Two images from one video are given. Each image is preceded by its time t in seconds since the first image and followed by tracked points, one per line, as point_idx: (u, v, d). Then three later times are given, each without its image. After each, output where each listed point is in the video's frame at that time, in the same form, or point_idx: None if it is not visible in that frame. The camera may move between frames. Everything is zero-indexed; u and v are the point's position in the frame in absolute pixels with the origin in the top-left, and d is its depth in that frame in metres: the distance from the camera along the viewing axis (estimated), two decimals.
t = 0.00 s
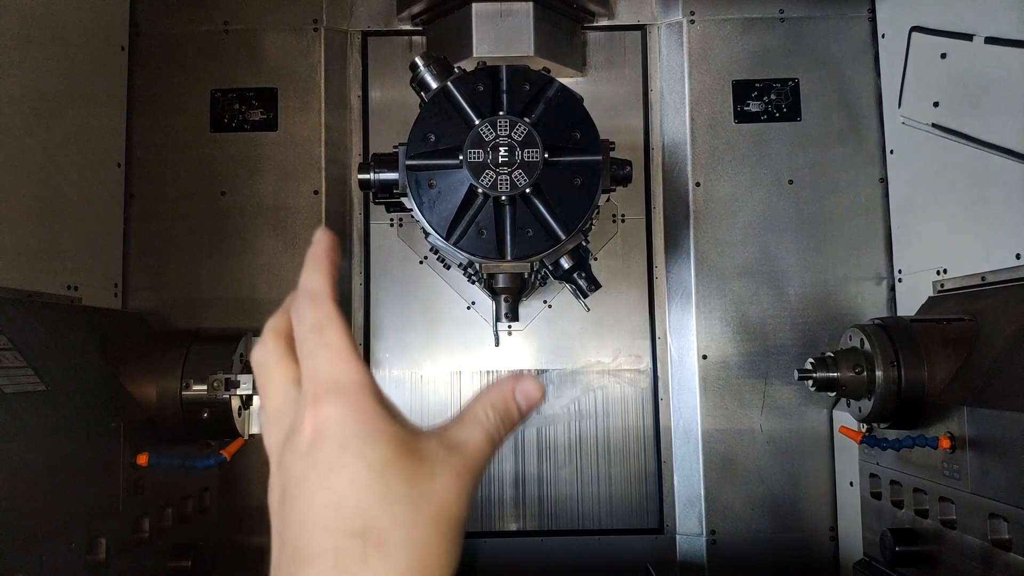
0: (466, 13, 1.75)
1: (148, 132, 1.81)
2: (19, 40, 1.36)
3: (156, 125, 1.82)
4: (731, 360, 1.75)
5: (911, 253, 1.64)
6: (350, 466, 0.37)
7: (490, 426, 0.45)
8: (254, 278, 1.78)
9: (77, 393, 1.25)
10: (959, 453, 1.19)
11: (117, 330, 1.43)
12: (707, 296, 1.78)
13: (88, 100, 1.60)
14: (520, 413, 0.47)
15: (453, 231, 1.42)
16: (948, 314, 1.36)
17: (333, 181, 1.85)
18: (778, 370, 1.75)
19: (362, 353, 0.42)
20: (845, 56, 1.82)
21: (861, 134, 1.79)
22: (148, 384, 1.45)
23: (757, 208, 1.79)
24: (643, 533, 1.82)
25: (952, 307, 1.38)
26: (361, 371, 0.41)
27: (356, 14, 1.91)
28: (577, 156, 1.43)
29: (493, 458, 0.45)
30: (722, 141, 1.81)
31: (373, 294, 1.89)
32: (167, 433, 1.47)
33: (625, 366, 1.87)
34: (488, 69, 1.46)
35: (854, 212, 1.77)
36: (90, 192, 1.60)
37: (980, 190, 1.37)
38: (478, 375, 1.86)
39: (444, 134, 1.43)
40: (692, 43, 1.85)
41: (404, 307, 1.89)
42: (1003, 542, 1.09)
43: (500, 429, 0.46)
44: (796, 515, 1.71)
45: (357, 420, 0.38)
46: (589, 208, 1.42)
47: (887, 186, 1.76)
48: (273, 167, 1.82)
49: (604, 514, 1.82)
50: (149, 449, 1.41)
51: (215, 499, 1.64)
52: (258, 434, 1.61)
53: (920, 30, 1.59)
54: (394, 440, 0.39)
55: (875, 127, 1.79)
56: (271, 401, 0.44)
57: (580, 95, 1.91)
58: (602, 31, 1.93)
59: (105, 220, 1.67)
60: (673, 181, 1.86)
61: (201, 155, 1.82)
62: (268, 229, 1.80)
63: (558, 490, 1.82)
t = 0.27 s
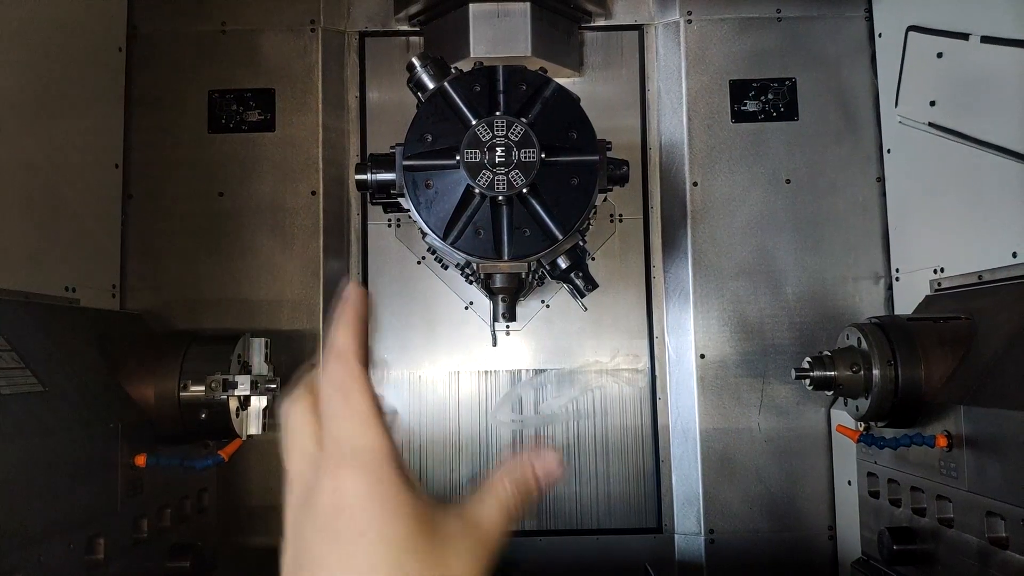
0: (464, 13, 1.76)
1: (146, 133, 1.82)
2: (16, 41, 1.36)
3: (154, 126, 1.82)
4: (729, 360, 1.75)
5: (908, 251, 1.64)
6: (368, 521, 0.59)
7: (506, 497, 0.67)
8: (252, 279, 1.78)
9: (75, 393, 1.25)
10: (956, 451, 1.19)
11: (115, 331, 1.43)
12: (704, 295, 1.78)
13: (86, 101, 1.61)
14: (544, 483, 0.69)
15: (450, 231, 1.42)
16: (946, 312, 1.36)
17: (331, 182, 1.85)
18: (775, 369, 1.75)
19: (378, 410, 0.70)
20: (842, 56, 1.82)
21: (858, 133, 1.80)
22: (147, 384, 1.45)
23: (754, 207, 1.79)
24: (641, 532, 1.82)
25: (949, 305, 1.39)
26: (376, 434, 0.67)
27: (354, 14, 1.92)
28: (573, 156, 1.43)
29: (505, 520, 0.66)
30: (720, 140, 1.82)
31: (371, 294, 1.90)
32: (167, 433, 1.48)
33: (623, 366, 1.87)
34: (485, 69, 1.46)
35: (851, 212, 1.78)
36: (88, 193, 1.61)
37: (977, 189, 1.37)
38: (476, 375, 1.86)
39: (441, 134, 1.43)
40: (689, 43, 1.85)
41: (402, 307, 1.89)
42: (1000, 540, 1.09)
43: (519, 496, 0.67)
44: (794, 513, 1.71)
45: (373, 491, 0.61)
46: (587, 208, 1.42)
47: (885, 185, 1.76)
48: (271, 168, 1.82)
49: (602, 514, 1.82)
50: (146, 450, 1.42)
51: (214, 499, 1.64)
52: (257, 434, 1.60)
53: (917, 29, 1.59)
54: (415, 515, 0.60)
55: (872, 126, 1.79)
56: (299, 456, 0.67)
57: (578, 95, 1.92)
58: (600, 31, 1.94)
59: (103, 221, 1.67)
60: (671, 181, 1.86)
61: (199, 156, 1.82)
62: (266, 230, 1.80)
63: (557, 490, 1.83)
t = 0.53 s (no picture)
0: (458, 13, 1.75)
1: (143, 138, 1.82)
2: (12, 47, 1.36)
3: (150, 131, 1.82)
4: (729, 357, 1.75)
5: (908, 245, 1.63)
6: None
7: None
8: (251, 283, 1.78)
9: (76, 399, 1.25)
10: (958, 446, 1.18)
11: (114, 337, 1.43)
12: (703, 292, 1.77)
13: (83, 107, 1.61)
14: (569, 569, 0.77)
15: (447, 232, 1.42)
16: (946, 306, 1.35)
17: (328, 185, 1.85)
18: (775, 365, 1.74)
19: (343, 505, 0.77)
20: (838, 50, 1.81)
21: (855, 128, 1.79)
22: (147, 390, 1.45)
23: (752, 203, 1.79)
24: (642, 530, 1.82)
25: (949, 299, 1.38)
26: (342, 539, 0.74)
27: (348, 16, 1.92)
28: (569, 155, 1.42)
29: None
30: (717, 136, 1.81)
31: (370, 296, 1.89)
32: (167, 438, 1.47)
33: (622, 364, 1.87)
34: (479, 69, 1.45)
35: (850, 206, 1.77)
36: (86, 199, 1.61)
37: (977, 181, 1.36)
38: (476, 376, 1.86)
39: (436, 135, 1.43)
40: (685, 39, 1.84)
41: (401, 308, 1.89)
42: (1003, 535, 1.09)
43: None
44: (796, 510, 1.70)
45: None
46: (583, 207, 1.42)
47: (883, 179, 1.76)
48: (268, 171, 1.82)
49: (603, 513, 1.82)
50: (147, 454, 1.41)
51: (216, 503, 1.64)
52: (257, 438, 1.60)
53: (914, 21, 1.58)
54: None
55: (869, 120, 1.78)
56: None
57: (574, 93, 1.91)
58: (595, 29, 1.93)
59: (101, 226, 1.67)
60: (669, 178, 1.85)
61: (196, 160, 1.82)
62: (264, 233, 1.80)
63: (557, 489, 1.82)
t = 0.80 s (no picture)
0: (460, 6, 1.73)
1: (139, 130, 1.79)
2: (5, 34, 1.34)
3: (146, 122, 1.80)
4: (729, 355, 1.74)
5: (909, 245, 1.63)
6: None
7: None
8: (247, 277, 1.77)
9: (68, 393, 1.23)
10: (958, 446, 1.18)
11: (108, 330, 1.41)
12: (704, 290, 1.76)
13: (77, 97, 1.58)
14: None
15: (447, 227, 1.41)
16: (948, 306, 1.35)
17: (326, 178, 1.83)
18: (776, 364, 1.73)
19: None
20: (842, 48, 1.80)
21: (858, 126, 1.78)
22: (141, 384, 1.44)
23: (755, 201, 1.78)
24: (641, 529, 1.81)
25: (952, 299, 1.37)
26: None
27: (348, 9, 1.91)
28: (571, 150, 1.41)
29: None
30: (719, 134, 1.80)
31: (368, 291, 1.88)
32: (161, 433, 1.46)
33: (622, 362, 1.86)
34: (481, 62, 1.44)
35: (852, 206, 1.76)
36: (80, 191, 1.58)
37: (980, 181, 1.36)
38: (475, 373, 1.85)
39: (437, 129, 1.41)
40: (688, 35, 1.83)
41: (399, 304, 1.88)
42: (1002, 535, 1.09)
43: None
44: (795, 509, 1.70)
45: None
46: (584, 203, 1.41)
47: (885, 179, 1.75)
48: (266, 164, 1.80)
49: (602, 511, 1.82)
50: (140, 449, 1.39)
51: (211, 499, 1.62)
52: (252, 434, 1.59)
53: (918, 19, 1.57)
54: None
55: (872, 119, 1.77)
56: None
57: (576, 89, 1.90)
58: (598, 24, 1.92)
59: (96, 218, 1.65)
60: (670, 175, 1.84)
61: (192, 153, 1.80)
62: (261, 227, 1.78)
63: (556, 487, 1.82)
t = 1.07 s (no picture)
0: (464, 5, 1.73)
1: (143, 126, 1.80)
2: (10, 28, 1.34)
3: (150, 118, 1.80)
4: (730, 356, 1.74)
5: (912, 248, 1.63)
6: None
7: None
8: (250, 273, 1.77)
9: (70, 387, 1.24)
10: (959, 449, 1.18)
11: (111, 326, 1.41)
12: (706, 291, 1.76)
13: (81, 92, 1.59)
14: None
15: (450, 225, 1.41)
16: (949, 309, 1.35)
17: (329, 176, 1.84)
18: (776, 365, 1.74)
19: None
20: (846, 50, 1.80)
21: (861, 129, 1.78)
22: (143, 379, 1.44)
23: (757, 203, 1.78)
24: (640, 529, 1.81)
25: (954, 302, 1.37)
26: None
27: (353, 6, 1.91)
28: (575, 150, 1.41)
29: None
30: (722, 135, 1.80)
31: (370, 289, 1.88)
32: (163, 429, 1.46)
33: (623, 362, 1.86)
34: (485, 61, 1.44)
35: (854, 208, 1.76)
36: (84, 185, 1.59)
37: (983, 184, 1.36)
38: (475, 371, 1.85)
39: (441, 127, 1.42)
40: (692, 36, 1.83)
41: (401, 302, 1.88)
42: (1003, 538, 1.09)
43: None
44: (794, 511, 1.70)
45: None
46: (588, 203, 1.41)
47: (888, 181, 1.75)
48: (269, 161, 1.80)
49: (602, 510, 1.82)
50: (142, 444, 1.39)
51: (212, 495, 1.62)
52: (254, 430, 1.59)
53: (922, 23, 1.58)
54: None
55: (875, 122, 1.78)
56: None
57: (579, 89, 1.90)
58: (602, 24, 1.92)
59: (99, 213, 1.65)
60: (673, 176, 1.85)
61: (196, 149, 1.80)
62: (263, 223, 1.78)
63: (556, 486, 1.82)
